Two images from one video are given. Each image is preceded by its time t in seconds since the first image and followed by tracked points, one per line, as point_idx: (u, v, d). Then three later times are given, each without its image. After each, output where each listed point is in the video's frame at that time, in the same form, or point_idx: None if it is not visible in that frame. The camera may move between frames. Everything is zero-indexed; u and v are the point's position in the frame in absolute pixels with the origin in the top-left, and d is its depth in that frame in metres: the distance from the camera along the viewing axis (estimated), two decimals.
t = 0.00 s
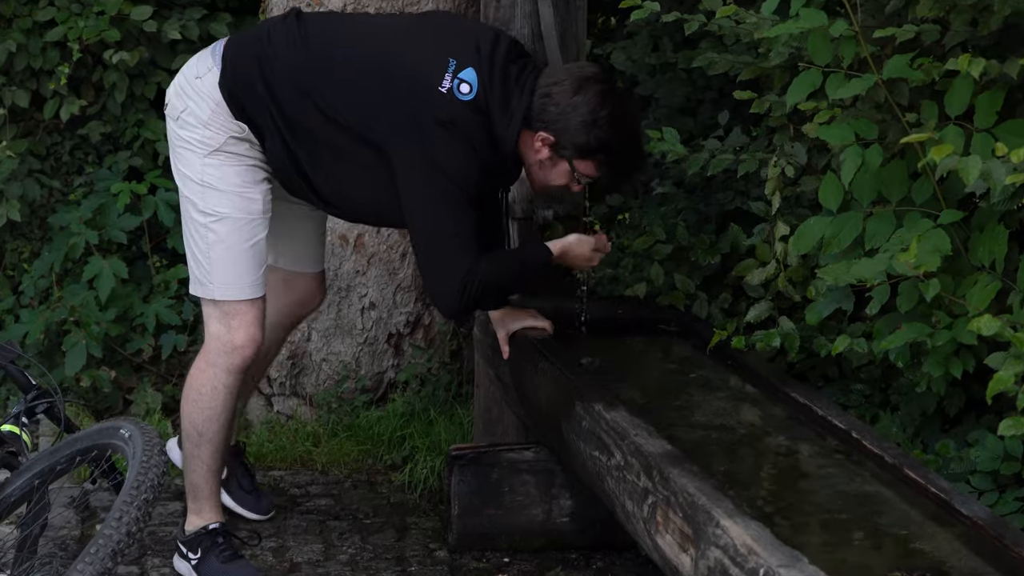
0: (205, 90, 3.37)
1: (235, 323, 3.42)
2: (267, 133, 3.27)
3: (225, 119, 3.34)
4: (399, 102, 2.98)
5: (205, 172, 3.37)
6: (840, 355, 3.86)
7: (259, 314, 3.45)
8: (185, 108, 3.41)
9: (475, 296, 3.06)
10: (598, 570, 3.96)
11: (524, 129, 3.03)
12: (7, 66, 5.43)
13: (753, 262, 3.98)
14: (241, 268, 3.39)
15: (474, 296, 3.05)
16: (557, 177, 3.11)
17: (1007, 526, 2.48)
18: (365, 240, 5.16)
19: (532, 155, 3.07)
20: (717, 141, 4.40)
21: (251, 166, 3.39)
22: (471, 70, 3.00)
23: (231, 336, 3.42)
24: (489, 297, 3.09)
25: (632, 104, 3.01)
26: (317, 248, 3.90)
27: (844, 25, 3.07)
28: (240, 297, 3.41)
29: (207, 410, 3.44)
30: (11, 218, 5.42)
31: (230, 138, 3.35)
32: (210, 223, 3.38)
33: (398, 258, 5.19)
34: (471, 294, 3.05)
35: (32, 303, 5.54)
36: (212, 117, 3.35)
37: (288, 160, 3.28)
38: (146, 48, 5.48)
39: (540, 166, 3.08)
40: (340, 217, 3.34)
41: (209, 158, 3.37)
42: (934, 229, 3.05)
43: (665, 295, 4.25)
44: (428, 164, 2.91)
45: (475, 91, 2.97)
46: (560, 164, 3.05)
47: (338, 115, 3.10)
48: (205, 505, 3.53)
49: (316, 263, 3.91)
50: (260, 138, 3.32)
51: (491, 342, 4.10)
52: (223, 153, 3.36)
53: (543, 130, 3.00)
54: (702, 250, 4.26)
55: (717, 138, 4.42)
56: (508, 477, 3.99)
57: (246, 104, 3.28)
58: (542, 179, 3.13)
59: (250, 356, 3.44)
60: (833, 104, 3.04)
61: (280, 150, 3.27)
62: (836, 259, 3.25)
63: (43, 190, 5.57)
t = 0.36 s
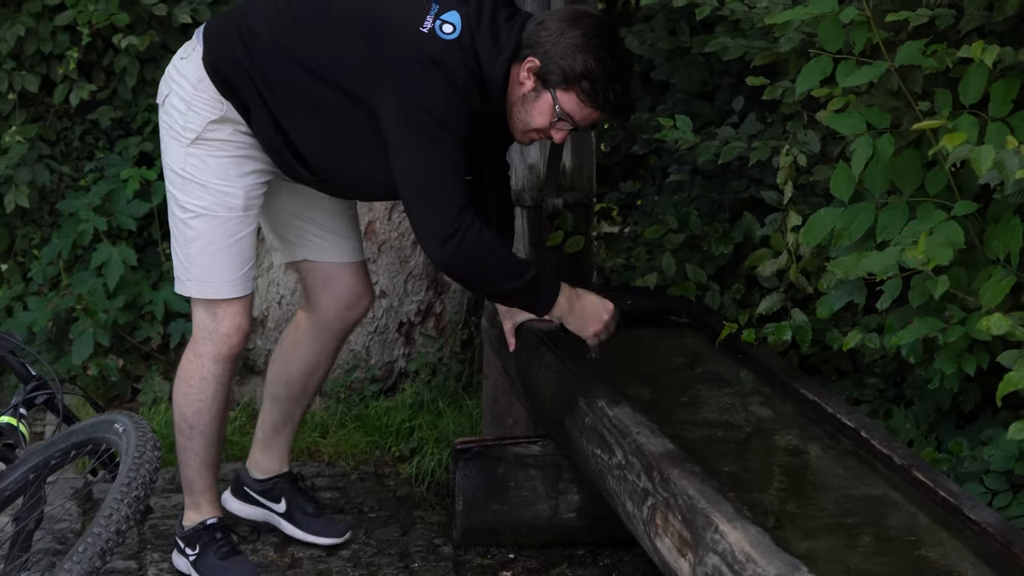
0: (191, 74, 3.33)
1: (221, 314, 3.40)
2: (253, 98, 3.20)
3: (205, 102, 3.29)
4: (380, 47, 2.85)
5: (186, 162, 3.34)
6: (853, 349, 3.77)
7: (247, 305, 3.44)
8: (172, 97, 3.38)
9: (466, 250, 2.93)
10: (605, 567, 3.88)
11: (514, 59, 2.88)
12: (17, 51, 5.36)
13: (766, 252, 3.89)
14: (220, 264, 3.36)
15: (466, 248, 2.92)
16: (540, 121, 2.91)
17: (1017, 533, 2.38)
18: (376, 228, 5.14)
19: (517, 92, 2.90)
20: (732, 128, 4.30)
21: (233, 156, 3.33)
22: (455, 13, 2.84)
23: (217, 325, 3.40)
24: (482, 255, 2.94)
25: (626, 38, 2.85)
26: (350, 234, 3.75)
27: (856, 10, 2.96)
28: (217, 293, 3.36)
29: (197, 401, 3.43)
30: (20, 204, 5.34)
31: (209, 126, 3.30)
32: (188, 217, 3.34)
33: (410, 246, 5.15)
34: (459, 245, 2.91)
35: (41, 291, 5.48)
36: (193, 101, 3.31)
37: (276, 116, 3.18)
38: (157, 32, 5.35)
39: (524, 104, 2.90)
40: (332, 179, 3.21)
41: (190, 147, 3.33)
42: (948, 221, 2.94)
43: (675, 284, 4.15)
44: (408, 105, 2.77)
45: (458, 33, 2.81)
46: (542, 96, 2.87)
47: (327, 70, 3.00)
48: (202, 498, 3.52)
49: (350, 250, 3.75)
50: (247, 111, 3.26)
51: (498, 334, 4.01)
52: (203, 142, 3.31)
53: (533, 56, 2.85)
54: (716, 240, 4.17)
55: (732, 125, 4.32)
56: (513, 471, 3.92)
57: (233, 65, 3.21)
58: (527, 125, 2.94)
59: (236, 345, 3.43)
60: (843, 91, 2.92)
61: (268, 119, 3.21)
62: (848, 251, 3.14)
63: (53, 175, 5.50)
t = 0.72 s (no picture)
0: (193, 63, 3.11)
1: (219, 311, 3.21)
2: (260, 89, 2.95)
3: (204, 93, 3.07)
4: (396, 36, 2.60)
5: (181, 158, 3.12)
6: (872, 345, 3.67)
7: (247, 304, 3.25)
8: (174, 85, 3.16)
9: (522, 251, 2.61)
10: (617, 566, 3.81)
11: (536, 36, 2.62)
12: (33, 35, 5.30)
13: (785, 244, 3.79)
14: (210, 268, 3.14)
15: (522, 251, 2.60)
16: (564, 103, 2.64)
17: None
18: (393, 215, 5.01)
19: (538, 69, 2.63)
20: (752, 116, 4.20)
21: (231, 154, 3.10)
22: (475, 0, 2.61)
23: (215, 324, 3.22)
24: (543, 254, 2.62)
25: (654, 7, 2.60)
26: (353, 236, 3.33)
27: None
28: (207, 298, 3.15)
29: (195, 398, 3.27)
30: (35, 188, 5.25)
31: (206, 121, 3.07)
32: (179, 216, 3.13)
33: (428, 233, 5.03)
34: (517, 245, 2.61)
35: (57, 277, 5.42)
36: (192, 91, 3.08)
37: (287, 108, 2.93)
38: (175, 15, 5.26)
39: (546, 85, 2.63)
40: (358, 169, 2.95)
41: (186, 142, 3.11)
42: (964, 215, 2.84)
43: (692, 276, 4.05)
44: (436, 93, 2.53)
45: (480, 21, 2.58)
46: (567, 74, 2.60)
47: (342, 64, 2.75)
48: (203, 494, 3.36)
49: (351, 251, 3.30)
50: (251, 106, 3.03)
51: (509, 326, 3.94)
52: (200, 137, 3.09)
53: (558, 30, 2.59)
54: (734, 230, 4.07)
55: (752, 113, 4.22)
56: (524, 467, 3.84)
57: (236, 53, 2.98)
58: (548, 109, 2.67)
59: (236, 342, 3.25)
60: (854, 79, 2.83)
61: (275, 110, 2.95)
62: (861, 246, 3.05)
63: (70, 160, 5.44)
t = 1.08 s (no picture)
0: (237, 64, 2.87)
1: (242, 315, 3.07)
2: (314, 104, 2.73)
3: (249, 103, 2.84)
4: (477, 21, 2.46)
5: (220, 165, 2.91)
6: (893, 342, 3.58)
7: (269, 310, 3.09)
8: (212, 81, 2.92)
9: (564, 265, 2.55)
10: (631, 567, 3.73)
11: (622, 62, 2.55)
12: (50, 22, 5.26)
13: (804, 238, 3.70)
14: (239, 276, 2.98)
15: (566, 262, 2.55)
16: (636, 135, 2.57)
17: None
18: (413, 207, 4.89)
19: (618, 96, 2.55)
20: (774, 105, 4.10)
21: (275, 167, 2.89)
22: None
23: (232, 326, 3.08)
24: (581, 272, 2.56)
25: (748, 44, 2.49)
26: (378, 247, 3.15)
27: None
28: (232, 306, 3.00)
29: (205, 393, 3.14)
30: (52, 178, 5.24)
31: (251, 133, 2.85)
32: (214, 223, 2.94)
33: (448, 224, 4.90)
34: (561, 260, 2.55)
35: (77, 266, 5.38)
36: (236, 97, 2.85)
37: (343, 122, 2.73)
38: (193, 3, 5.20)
39: (622, 114, 2.55)
40: (412, 183, 2.78)
41: (227, 150, 2.89)
42: (979, 213, 2.75)
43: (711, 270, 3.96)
44: (516, 82, 2.40)
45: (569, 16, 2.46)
46: (650, 106, 2.53)
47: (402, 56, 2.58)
48: (207, 481, 3.27)
49: (372, 263, 3.13)
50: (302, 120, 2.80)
51: (521, 321, 3.87)
52: (244, 148, 2.87)
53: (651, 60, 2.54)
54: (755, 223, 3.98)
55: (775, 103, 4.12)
56: (535, 464, 3.77)
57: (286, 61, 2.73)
58: (611, 137, 2.59)
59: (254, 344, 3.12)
60: (865, 71, 2.74)
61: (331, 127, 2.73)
62: (875, 243, 2.96)
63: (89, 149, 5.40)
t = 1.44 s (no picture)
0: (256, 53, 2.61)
1: (281, 340, 2.70)
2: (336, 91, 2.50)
3: (273, 89, 2.58)
4: None
5: (248, 159, 2.63)
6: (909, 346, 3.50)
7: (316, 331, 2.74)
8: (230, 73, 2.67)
9: (576, 265, 2.43)
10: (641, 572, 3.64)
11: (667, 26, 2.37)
12: (64, 13, 5.21)
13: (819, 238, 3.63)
14: (282, 284, 2.65)
15: (583, 251, 2.42)
16: (687, 102, 2.37)
17: None
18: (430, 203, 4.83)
19: (664, 64, 2.36)
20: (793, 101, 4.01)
21: (307, 155, 2.62)
22: None
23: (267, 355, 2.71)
24: (593, 273, 2.43)
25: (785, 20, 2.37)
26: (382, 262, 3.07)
27: None
28: (276, 319, 2.67)
29: (234, 419, 2.80)
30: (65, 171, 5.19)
31: (278, 119, 2.59)
32: (249, 223, 2.64)
33: (465, 220, 4.83)
34: (581, 257, 2.43)
35: (91, 260, 5.33)
36: (257, 86, 2.59)
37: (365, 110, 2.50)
38: None
39: (668, 80, 2.36)
40: (438, 183, 2.56)
41: (254, 141, 2.62)
42: (989, 216, 2.67)
43: (726, 270, 3.87)
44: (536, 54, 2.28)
45: None
46: (697, 68, 2.33)
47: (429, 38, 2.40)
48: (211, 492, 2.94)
49: (375, 278, 3.06)
50: (329, 109, 2.55)
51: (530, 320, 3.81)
52: (271, 137, 2.61)
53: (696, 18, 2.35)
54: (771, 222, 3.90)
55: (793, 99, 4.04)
56: (543, 468, 3.69)
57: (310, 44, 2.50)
58: (662, 106, 2.39)
59: (294, 377, 2.74)
60: (872, 69, 2.66)
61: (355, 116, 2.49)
62: (883, 246, 2.90)
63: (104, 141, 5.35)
